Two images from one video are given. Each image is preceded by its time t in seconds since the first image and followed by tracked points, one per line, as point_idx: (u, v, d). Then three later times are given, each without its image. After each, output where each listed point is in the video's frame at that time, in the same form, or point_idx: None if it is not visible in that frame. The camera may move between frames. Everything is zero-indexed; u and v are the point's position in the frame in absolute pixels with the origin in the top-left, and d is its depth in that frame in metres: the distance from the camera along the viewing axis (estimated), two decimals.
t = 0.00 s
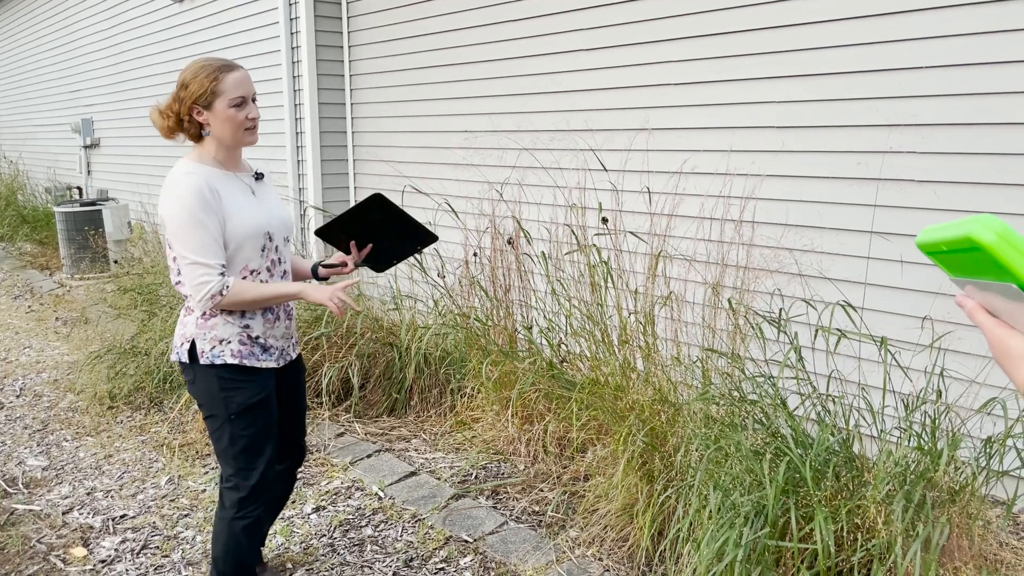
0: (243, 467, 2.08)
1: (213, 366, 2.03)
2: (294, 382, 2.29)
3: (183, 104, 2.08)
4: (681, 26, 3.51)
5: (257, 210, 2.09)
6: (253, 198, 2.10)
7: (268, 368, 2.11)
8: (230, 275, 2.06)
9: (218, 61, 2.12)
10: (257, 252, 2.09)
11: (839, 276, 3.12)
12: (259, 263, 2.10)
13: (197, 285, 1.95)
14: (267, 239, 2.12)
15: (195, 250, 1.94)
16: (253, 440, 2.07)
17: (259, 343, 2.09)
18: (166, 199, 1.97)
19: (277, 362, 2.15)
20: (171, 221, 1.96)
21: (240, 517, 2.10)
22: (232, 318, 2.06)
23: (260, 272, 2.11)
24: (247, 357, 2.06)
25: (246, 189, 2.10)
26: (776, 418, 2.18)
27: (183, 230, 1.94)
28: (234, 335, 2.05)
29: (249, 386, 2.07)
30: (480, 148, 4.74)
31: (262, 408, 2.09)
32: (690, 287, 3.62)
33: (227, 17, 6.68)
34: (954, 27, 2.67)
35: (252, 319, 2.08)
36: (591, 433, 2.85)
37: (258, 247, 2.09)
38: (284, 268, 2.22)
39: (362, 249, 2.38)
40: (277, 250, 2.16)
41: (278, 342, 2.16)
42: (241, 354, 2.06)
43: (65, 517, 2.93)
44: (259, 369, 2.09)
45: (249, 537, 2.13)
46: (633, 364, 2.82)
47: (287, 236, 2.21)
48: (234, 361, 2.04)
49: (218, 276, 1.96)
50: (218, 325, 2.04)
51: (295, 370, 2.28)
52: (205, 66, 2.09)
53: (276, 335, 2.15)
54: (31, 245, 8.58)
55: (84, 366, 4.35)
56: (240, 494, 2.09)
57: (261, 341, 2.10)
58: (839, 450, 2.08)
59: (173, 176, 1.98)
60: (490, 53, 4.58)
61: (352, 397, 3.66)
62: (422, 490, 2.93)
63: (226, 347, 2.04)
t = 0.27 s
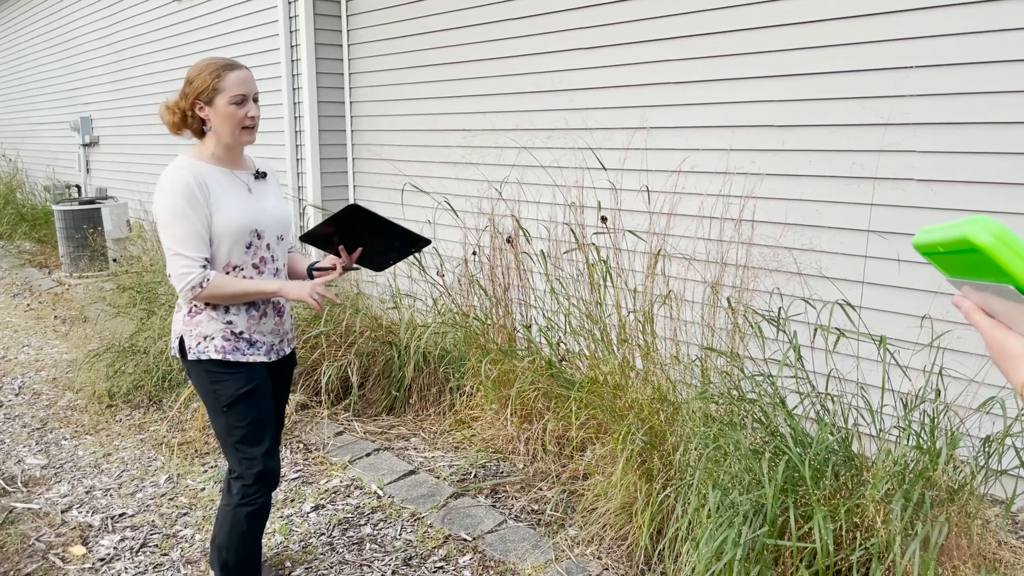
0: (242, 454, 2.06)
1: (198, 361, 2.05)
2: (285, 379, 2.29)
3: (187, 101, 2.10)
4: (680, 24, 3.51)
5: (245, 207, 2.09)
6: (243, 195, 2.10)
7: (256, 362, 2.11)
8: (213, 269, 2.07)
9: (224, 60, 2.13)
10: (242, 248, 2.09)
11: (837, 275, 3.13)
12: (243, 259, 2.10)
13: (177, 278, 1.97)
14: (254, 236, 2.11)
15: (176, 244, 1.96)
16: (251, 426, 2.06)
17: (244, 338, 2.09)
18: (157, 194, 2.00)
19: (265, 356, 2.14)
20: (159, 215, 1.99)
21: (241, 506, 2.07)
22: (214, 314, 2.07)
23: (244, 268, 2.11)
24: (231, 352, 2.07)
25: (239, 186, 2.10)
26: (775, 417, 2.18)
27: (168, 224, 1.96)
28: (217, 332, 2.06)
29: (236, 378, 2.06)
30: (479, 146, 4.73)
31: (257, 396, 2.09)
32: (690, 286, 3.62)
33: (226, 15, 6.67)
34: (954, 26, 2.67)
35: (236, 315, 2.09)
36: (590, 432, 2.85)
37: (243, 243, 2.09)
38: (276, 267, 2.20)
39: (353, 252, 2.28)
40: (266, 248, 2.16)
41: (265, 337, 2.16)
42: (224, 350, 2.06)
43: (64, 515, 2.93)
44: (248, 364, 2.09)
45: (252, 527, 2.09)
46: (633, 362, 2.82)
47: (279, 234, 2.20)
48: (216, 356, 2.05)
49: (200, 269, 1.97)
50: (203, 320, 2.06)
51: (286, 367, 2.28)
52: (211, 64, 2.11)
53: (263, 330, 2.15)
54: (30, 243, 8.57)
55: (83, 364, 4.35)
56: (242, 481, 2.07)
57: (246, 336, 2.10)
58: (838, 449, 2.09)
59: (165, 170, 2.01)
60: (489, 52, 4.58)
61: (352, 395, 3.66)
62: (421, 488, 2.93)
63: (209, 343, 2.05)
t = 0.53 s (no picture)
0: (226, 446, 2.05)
1: (185, 356, 2.06)
2: (274, 373, 2.30)
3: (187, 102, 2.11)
4: (680, 24, 3.51)
5: (236, 207, 2.09)
6: (236, 195, 2.10)
7: (242, 359, 2.10)
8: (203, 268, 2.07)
9: (226, 62, 2.14)
10: (231, 248, 2.09)
11: (837, 275, 3.13)
12: (233, 260, 2.10)
13: (166, 275, 1.98)
14: (245, 236, 2.11)
15: (166, 241, 1.96)
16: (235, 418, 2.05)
17: (230, 334, 2.09)
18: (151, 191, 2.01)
19: (251, 353, 2.14)
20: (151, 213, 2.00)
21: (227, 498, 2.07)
22: (202, 311, 2.07)
23: (233, 267, 2.11)
24: (216, 348, 2.06)
25: (233, 186, 2.10)
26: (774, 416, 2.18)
27: (159, 222, 1.96)
28: (203, 328, 2.06)
29: (221, 370, 2.06)
30: (479, 145, 4.73)
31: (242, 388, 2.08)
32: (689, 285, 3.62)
33: (226, 14, 6.66)
34: (954, 26, 2.67)
35: (222, 311, 2.09)
36: (590, 431, 2.85)
37: (233, 243, 2.08)
38: (266, 268, 2.19)
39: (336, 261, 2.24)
40: (257, 249, 2.15)
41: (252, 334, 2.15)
42: (209, 346, 2.06)
43: (64, 514, 2.93)
44: (233, 360, 2.08)
45: (241, 518, 2.09)
46: (633, 361, 2.82)
47: (271, 235, 2.20)
48: (202, 351, 2.06)
49: (189, 268, 1.97)
50: (190, 317, 2.07)
51: (275, 362, 2.29)
52: (212, 66, 2.12)
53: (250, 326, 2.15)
54: (29, 242, 8.57)
55: (83, 362, 4.35)
56: (227, 473, 2.06)
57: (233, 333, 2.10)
58: (837, 448, 2.09)
59: (161, 169, 2.02)
60: (489, 51, 4.58)
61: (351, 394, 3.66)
62: (421, 487, 2.93)
63: (195, 339, 2.06)
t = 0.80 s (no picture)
0: (219, 440, 2.06)
1: (180, 354, 2.07)
2: (271, 369, 2.30)
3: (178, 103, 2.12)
4: (680, 23, 3.51)
5: (228, 205, 2.08)
6: (228, 193, 2.10)
7: (236, 356, 2.11)
8: (194, 267, 2.07)
9: (214, 63, 2.16)
10: (222, 246, 2.09)
11: (837, 274, 3.13)
12: (226, 257, 2.10)
13: (157, 273, 1.98)
14: (236, 235, 2.11)
15: (157, 239, 1.97)
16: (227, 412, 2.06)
17: (224, 332, 2.10)
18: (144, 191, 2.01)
19: (246, 350, 2.14)
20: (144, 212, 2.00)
21: (219, 491, 2.07)
22: (196, 309, 2.08)
23: (225, 265, 2.11)
24: (209, 346, 2.07)
25: (225, 185, 2.10)
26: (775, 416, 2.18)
27: (151, 222, 1.97)
28: (197, 326, 2.07)
29: (213, 367, 2.07)
30: (479, 144, 4.73)
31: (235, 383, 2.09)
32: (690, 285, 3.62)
33: (226, 13, 6.67)
34: (954, 25, 2.67)
35: (216, 309, 2.09)
36: (590, 430, 2.85)
37: (224, 242, 2.08)
38: (258, 264, 2.19)
39: (327, 253, 2.22)
40: (249, 247, 2.15)
41: (247, 331, 2.16)
42: (203, 344, 2.07)
43: (64, 512, 2.93)
44: (228, 358, 2.09)
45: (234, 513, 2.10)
46: (633, 361, 2.82)
47: (263, 233, 2.19)
48: (196, 350, 2.06)
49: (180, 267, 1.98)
50: (184, 315, 2.08)
51: (271, 358, 2.29)
52: (201, 67, 2.13)
53: (245, 323, 2.16)
54: (29, 240, 8.57)
55: (82, 361, 4.35)
56: (219, 468, 2.07)
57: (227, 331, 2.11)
58: (837, 448, 2.09)
59: (154, 169, 2.02)
60: (489, 50, 4.58)
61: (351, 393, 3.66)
62: (421, 486, 2.93)
63: (190, 337, 2.07)
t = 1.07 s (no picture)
0: (206, 438, 2.07)
1: (174, 351, 2.08)
2: (270, 367, 2.28)
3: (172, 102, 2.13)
4: (681, 23, 3.51)
5: (224, 198, 2.08)
6: (225, 187, 2.09)
7: (230, 354, 2.10)
8: (191, 260, 2.06)
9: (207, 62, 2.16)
10: (219, 238, 2.07)
11: (837, 274, 3.13)
12: (224, 250, 2.09)
13: (151, 264, 1.97)
14: (233, 227, 2.10)
15: (152, 231, 1.96)
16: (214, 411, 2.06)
17: (219, 329, 2.09)
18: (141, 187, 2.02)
19: (240, 347, 2.12)
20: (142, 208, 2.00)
21: (205, 489, 2.09)
22: (191, 306, 2.08)
23: (222, 258, 2.09)
24: (202, 344, 2.06)
25: (222, 179, 2.10)
26: (775, 416, 2.18)
27: (148, 217, 1.97)
28: (192, 323, 2.07)
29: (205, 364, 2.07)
30: (479, 143, 4.73)
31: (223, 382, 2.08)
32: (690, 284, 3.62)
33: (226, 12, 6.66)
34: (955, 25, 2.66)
35: (211, 304, 2.08)
36: (591, 429, 2.85)
37: (220, 234, 2.07)
38: (256, 257, 2.17)
39: (326, 247, 2.21)
40: (246, 240, 2.13)
41: (244, 327, 2.14)
42: (196, 341, 2.06)
43: (64, 511, 2.93)
44: (221, 356, 2.08)
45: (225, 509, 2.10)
46: (633, 360, 2.82)
47: (262, 227, 2.18)
48: (189, 347, 2.06)
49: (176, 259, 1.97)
50: (179, 312, 2.08)
51: (270, 357, 2.28)
52: (194, 66, 2.13)
53: (242, 319, 2.14)
54: (29, 239, 8.57)
55: (82, 360, 4.34)
56: (210, 463, 2.07)
57: (221, 327, 2.09)
58: (837, 447, 2.09)
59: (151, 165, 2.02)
60: (489, 49, 4.58)
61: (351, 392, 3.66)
62: (421, 485, 2.93)
63: (183, 334, 2.07)
